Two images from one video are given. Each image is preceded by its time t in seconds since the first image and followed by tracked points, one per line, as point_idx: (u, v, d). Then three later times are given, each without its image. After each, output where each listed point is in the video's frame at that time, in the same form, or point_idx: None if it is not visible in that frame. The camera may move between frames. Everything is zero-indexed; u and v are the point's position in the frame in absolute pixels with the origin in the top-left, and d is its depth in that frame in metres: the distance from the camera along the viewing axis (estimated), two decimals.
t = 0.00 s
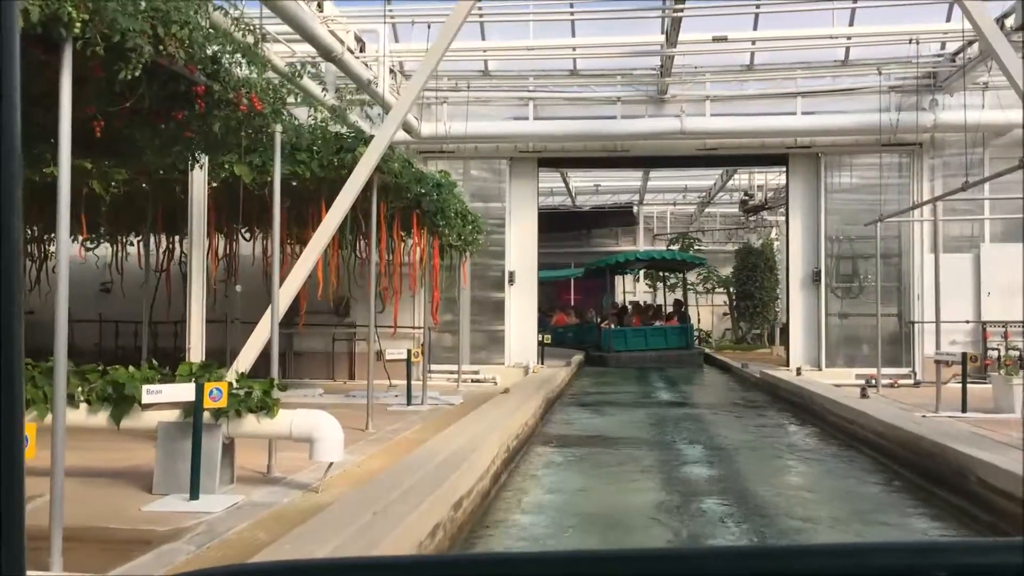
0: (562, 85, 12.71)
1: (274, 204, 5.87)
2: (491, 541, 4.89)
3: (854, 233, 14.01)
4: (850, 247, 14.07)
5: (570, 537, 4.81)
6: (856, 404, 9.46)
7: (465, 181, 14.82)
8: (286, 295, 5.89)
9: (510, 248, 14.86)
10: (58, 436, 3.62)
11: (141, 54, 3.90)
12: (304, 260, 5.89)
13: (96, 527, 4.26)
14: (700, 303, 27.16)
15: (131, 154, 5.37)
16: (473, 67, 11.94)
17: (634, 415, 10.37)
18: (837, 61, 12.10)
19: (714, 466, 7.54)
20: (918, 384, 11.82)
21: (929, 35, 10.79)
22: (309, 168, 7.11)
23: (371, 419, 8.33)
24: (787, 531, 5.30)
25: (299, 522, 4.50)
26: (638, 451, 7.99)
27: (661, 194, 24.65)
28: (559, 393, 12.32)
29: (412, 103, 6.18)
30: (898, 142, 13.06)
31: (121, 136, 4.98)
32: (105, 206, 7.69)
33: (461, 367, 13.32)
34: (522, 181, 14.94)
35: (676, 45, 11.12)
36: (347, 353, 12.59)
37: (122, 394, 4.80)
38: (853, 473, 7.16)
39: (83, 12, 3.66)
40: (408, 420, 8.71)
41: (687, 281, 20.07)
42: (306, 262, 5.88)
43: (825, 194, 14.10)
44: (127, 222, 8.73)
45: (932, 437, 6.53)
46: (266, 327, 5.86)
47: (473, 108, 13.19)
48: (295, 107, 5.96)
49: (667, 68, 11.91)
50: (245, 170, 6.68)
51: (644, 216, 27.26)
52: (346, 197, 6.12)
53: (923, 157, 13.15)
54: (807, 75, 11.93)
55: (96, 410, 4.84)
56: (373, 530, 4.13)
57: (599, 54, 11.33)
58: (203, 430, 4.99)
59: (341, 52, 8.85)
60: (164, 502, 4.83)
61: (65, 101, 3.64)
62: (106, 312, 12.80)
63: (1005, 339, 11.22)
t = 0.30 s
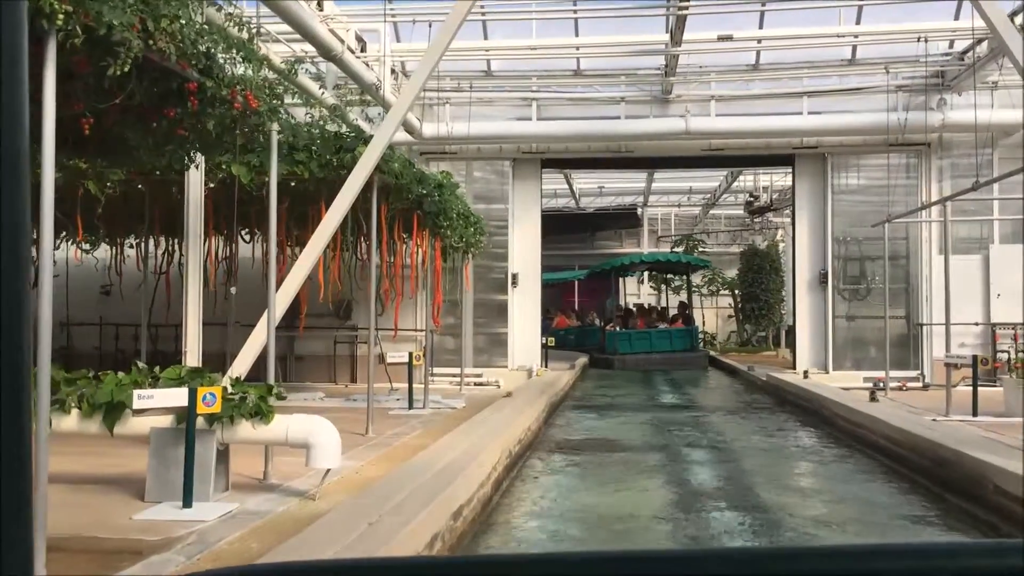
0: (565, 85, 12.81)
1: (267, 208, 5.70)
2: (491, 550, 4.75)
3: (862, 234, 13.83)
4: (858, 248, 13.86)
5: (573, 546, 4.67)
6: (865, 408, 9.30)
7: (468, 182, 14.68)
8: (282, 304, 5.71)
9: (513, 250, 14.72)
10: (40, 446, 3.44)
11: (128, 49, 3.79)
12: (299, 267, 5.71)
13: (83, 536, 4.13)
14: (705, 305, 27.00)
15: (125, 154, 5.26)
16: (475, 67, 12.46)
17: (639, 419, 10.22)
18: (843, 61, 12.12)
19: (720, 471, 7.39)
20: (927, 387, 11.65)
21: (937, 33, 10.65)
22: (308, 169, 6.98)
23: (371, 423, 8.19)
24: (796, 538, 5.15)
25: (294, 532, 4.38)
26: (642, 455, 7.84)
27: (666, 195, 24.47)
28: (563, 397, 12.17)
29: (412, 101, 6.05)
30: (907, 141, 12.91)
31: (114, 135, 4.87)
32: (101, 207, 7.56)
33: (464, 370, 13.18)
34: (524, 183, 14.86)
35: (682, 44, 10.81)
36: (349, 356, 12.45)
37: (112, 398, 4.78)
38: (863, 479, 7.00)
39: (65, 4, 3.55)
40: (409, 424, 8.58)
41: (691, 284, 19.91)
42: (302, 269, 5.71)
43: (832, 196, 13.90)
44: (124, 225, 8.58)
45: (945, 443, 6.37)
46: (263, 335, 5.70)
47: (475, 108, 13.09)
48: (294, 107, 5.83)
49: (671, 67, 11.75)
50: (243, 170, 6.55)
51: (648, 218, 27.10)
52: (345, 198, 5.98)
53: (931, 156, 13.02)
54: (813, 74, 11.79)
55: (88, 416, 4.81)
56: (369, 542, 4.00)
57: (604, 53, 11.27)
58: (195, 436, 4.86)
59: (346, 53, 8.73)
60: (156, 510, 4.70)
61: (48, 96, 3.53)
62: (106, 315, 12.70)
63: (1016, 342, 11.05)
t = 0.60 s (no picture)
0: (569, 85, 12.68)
1: (264, 209, 5.58)
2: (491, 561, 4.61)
3: (870, 236, 13.67)
4: (866, 250, 13.69)
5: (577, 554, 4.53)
6: (874, 412, 9.14)
7: (471, 184, 14.57)
8: (279, 309, 5.59)
9: (516, 252, 14.59)
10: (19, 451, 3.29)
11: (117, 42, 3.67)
12: (296, 271, 5.59)
13: (71, 545, 4.01)
14: (710, 308, 26.82)
15: (117, 152, 5.14)
16: (479, 67, 12.41)
17: (644, 423, 10.08)
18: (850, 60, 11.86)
19: (727, 477, 7.24)
20: (937, 391, 11.48)
21: (946, 32, 10.50)
22: (307, 169, 6.85)
23: (371, 428, 8.05)
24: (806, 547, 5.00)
25: (287, 542, 4.25)
26: (648, 461, 7.70)
27: (671, 198, 24.32)
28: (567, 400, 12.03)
29: (412, 101, 5.94)
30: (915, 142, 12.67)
31: (106, 133, 4.75)
32: (97, 207, 7.43)
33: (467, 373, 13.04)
34: (528, 184, 14.66)
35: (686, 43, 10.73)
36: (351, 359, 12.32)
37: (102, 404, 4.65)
38: (874, 485, 6.85)
39: None
40: (410, 428, 8.44)
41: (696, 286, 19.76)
42: (299, 273, 5.59)
43: (839, 197, 13.76)
44: (123, 227, 8.46)
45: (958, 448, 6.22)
46: (260, 339, 5.58)
47: (478, 109, 12.97)
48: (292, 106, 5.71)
49: (677, 67, 11.60)
50: (241, 171, 6.43)
51: (653, 220, 26.94)
52: (344, 199, 5.86)
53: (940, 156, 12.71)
54: (820, 74, 11.66)
55: (78, 421, 4.69)
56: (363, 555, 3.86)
57: (608, 53, 11.12)
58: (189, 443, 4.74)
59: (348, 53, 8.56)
60: (148, 518, 4.57)
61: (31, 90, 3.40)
62: (106, 317, 12.59)
63: None
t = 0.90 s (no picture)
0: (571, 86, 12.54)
1: (258, 210, 5.45)
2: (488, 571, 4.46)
3: (874, 238, 13.52)
4: (871, 252, 13.54)
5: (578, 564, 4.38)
6: (880, 416, 8.98)
7: (471, 185, 14.43)
8: (273, 312, 5.46)
9: (517, 254, 14.47)
10: None
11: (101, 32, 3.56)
12: (289, 274, 5.45)
13: (53, 556, 3.87)
14: (712, 310, 26.68)
15: (106, 150, 5.03)
16: (480, 66, 12.24)
17: (646, 427, 9.94)
18: (855, 61, 11.66)
19: (731, 482, 7.09)
20: (943, 395, 11.33)
21: (953, 31, 10.35)
22: (303, 169, 6.74)
23: (369, 432, 7.92)
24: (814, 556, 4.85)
25: (279, 550, 4.11)
26: (650, 466, 7.55)
27: (673, 199, 24.18)
28: (568, 403, 11.89)
29: (409, 100, 5.81)
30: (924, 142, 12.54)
31: (95, 129, 4.64)
32: (90, 207, 7.30)
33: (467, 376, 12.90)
34: (528, 185, 14.54)
35: (689, 42, 10.60)
36: (349, 361, 12.18)
37: (90, 406, 4.53)
38: (882, 492, 6.69)
39: None
40: (409, 432, 8.30)
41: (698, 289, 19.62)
42: (292, 276, 5.46)
43: (843, 199, 13.61)
44: (117, 227, 8.34)
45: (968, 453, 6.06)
46: (255, 341, 5.45)
47: (479, 109, 12.87)
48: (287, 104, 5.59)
49: (680, 66, 11.46)
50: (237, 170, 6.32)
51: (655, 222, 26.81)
52: (339, 199, 5.74)
53: (946, 157, 12.68)
54: (824, 73, 11.52)
55: (65, 424, 4.57)
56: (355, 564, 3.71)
57: (610, 52, 10.98)
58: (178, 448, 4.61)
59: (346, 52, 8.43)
60: (135, 526, 4.43)
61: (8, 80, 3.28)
62: (103, 318, 12.45)
63: None
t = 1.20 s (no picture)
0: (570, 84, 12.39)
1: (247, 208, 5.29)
2: None
3: (877, 237, 13.38)
4: (873, 252, 13.40)
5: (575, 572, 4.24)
6: (884, 418, 8.83)
7: (469, 184, 14.28)
8: (262, 315, 5.32)
9: (516, 254, 14.33)
10: None
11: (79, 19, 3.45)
12: (279, 277, 5.30)
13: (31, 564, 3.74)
14: (712, 310, 26.55)
15: (91, 143, 4.91)
16: (478, 65, 12.25)
17: (646, 429, 9.80)
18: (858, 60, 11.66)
19: (732, 486, 6.95)
20: (946, 397, 11.20)
21: (957, 28, 10.22)
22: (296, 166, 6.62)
23: (364, 434, 7.78)
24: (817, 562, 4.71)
25: (266, 557, 3.96)
26: (649, 469, 7.41)
27: (673, 199, 24.03)
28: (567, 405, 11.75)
29: (402, 99, 5.69)
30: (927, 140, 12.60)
31: (79, 122, 4.53)
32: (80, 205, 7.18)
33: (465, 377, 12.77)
34: (527, 184, 14.42)
35: (689, 38, 10.48)
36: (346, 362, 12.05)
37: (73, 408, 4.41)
38: (886, 497, 6.55)
39: None
40: (405, 434, 8.16)
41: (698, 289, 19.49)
42: (282, 279, 5.31)
43: (845, 198, 13.49)
44: (109, 225, 8.21)
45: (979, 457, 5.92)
46: (244, 345, 5.30)
47: (477, 107, 12.73)
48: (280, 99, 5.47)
49: (680, 63, 11.30)
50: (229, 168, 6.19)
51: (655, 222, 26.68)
52: (332, 197, 5.60)
53: (948, 157, 12.70)
54: (826, 71, 11.38)
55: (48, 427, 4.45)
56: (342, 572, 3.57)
57: (609, 50, 10.84)
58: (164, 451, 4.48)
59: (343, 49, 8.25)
60: (120, 533, 4.29)
61: None
62: (98, 318, 12.32)
63: None
